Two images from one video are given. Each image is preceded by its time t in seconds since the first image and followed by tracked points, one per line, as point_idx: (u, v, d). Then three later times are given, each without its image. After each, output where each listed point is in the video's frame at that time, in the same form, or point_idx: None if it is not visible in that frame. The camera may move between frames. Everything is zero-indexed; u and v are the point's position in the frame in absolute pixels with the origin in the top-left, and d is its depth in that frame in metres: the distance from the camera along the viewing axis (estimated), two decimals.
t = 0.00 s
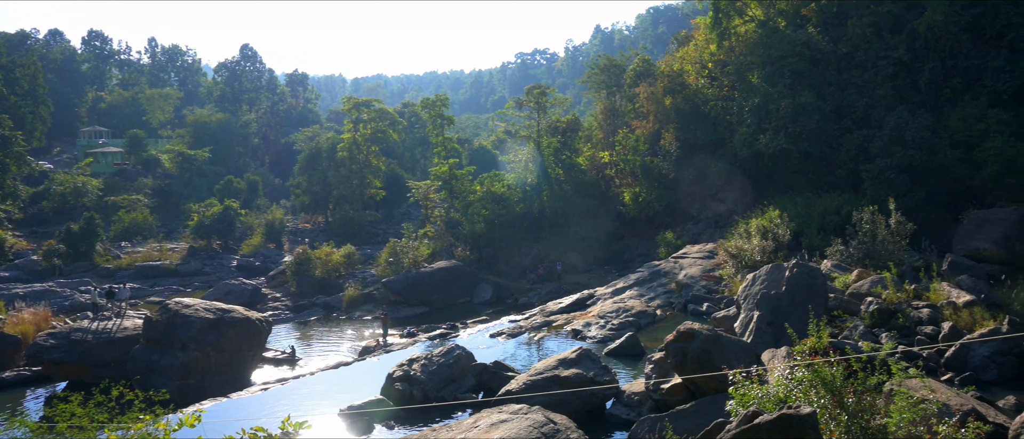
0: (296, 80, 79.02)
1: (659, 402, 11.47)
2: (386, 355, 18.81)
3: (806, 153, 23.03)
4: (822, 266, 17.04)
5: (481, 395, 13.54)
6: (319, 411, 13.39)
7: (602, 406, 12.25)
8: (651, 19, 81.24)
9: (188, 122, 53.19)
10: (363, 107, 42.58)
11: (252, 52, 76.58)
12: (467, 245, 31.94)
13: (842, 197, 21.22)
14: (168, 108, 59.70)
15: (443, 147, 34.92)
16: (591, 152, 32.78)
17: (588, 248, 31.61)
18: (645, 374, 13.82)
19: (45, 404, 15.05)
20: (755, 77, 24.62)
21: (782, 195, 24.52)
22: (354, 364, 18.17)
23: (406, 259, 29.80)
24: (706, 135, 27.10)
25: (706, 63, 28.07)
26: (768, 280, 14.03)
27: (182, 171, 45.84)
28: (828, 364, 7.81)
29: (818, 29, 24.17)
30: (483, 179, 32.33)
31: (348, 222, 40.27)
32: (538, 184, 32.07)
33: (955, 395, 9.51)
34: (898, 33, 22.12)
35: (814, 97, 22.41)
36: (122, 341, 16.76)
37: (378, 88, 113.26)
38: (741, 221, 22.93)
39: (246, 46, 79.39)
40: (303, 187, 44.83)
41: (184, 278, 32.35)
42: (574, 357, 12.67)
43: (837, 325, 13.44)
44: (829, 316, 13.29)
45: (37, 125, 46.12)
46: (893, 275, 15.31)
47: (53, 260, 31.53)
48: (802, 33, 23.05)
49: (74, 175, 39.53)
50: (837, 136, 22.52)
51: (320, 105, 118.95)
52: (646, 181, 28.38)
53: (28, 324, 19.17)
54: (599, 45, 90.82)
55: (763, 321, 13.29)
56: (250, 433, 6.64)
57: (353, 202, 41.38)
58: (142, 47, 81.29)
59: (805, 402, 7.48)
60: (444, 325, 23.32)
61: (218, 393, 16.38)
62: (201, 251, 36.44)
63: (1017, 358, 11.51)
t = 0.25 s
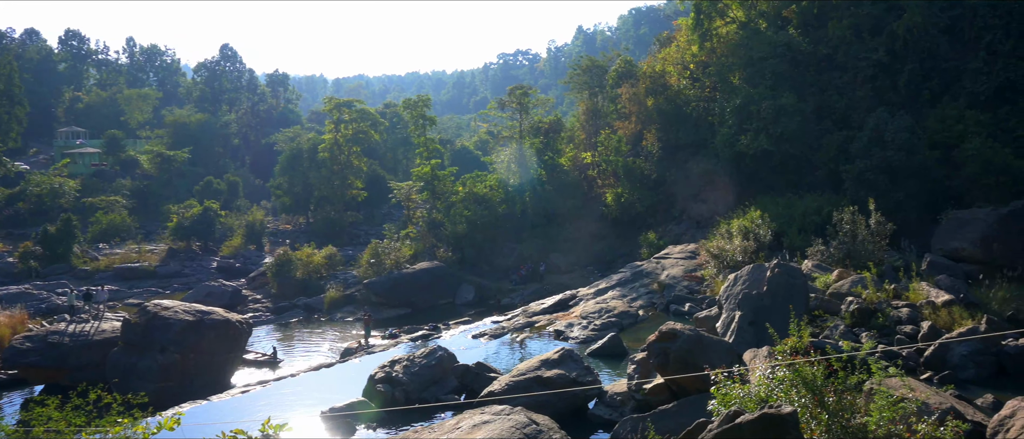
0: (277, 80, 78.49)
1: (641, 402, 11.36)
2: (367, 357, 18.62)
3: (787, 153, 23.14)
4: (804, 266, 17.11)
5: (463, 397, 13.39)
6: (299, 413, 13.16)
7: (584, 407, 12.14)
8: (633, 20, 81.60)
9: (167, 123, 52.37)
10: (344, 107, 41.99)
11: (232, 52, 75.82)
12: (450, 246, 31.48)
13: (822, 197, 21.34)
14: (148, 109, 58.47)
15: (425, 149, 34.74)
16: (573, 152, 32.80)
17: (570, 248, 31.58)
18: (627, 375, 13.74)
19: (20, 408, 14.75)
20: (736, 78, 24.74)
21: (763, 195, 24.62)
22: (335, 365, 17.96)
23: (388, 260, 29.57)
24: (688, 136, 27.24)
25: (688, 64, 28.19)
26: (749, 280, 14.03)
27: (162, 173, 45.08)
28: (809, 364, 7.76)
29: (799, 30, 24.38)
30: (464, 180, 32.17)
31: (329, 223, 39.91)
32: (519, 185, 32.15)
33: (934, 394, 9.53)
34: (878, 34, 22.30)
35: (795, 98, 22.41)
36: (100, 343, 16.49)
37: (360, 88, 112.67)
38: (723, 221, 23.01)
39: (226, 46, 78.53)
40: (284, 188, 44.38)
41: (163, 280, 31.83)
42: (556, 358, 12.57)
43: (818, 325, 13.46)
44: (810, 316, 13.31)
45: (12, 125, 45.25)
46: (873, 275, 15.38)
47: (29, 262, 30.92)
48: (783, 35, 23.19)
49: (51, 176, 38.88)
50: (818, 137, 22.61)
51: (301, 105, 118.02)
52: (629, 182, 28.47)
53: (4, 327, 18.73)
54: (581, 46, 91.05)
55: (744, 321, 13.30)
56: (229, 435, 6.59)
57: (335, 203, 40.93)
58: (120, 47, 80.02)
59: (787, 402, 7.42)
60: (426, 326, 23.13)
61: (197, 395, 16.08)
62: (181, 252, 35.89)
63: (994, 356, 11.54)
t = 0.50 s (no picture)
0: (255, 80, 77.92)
1: (622, 403, 11.34)
2: (347, 359, 18.39)
3: (766, 154, 23.33)
4: (783, 266, 17.21)
5: (443, 398, 13.26)
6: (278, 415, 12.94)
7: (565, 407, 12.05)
8: (613, 22, 82.02)
9: (143, 123, 51.71)
10: (323, 108, 41.52)
11: (209, 52, 74.79)
12: (429, 247, 31.82)
13: (801, 197, 21.50)
14: (122, 109, 58.38)
15: (405, 149, 34.69)
16: (554, 154, 32.84)
17: (551, 249, 31.50)
18: (607, 375, 13.67)
19: None
20: (716, 79, 24.91)
21: (743, 196, 24.74)
22: (314, 368, 17.72)
23: (368, 261, 29.32)
24: (668, 137, 27.38)
25: (668, 66, 28.37)
26: (729, 281, 14.06)
27: (138, 173, 44.32)
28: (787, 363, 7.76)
29: (778, 32, 24.61)
30: (445, 181, 32.39)
31: (308, 224, 39.46)
32: (500, 186, 31.51)
33: (911, 392, 9.47)
34: (856, 36, 22.55)
35: (773, 99, 22.69)
36: (73, 346, 16.08)
37: (339, 89, 111.94)
38: (703, 221, 23.11)
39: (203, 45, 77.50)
40: (262, 189, 43.85)
41: (139, 282, 31.26)
42: (536, 359, 12.47)
43: (796, 325, 13.52)
44: (789, 315, 13.37)
45: None
46: (851, 275, 15.50)
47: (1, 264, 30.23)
48: (761, 37, 23.42)
49: (24, 177, 38.03)
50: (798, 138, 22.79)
51: (280, 106, 116.94)
52: (609, 182, 28.60)
53: None
54: (561, 47, 91.25)
55: (724, 321, 13.31)
56: None
57: (314, 205, 40.47)
58: (96, 46, 78.52)
59: (765, 401, 7.43)
60: (406, 328, 22.94)
61: (173, 398, 15.79)
62: (157, 254, 35.29)
63: (970, 355, 11.58)
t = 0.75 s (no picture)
0: (235, 81, 75.92)
1: (604, 403, 11.32)
2: (328, 360, 18.19)
3: (746, 154, 23.49)
4: (764, 266, 17.30)
5: (425, 400, 13.14)
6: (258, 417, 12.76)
7: (547, 407, 11.99)
8: (595, 22, 82.30)
9: (120, 123, 50.87)
10: (303, 107, 40.84)
11: (188, 51, 73.23)
12: (409, 247, 31.95)
13: (781, 197, 21.65)
14: (99, 109, 57.82)
15: (386, 150, 34.07)
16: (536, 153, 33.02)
17: (533, 249, 31.45)
18: (590, 376, 13.61)
19: None
20: (697, 79, 25.00)
21: (723, 196, 24.85)
22: (295, 369, 17.50)
23: (349, 262, 29.06)
24: (649, 137, 27.44)
25: (649, 66, 28.43)
26: (710, 280, 14.07)
27: (115, 173, 43.40)
28: (768, 363, 7.75)
29: (758, 33, 24.80)
30: (427, 181, 32.27)
31: (288, 225, 38.89)
32: (482, 186, 31.31)
33: (890, 390, 9.35)
34: (835, 37, 22.76)
35: (754, 99, 22.88)
36: (49, 349, 15.67)
37: (319, 89, 111.12)
38: (684, 221, 23.20)
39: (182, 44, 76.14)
40: (241, 190, 43.29)
41: (116, 284, 30.72)
42: (518, 359, 12.36)
43: (777, 324, 13.56)
44: (770, 315, 13.42)
45: None
46: (830, 273, 15.60)
47: None
48: (742, 37, 23.57)
49: None
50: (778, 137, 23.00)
51: (259, 105, 115.82)
52: (591, 183, 28.90)
53: None
54: (543, 47, 91.30)
55: (706, 320, 13.32)
56: None
57: (294, 205, 40.03)
58: (72, 45, 77.05)
59: (746, 400, 7.42)
60: (388, 329, 22.75)
61: (152, 401, 15.56)
62: (135, 255, 34.70)
63: (947, 353, 11.64)
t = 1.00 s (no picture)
0: (212, 80, 75.14)
1: (584, 403, 11.27)
2: (307, 362, 17.95)
3: (725, 154, 23.65)
4: (743, 265, 17.39)
5: (405, 402, 12.99)
6: (237, 418, 12.53)
7: (527, 408, 11.90)
8: (575, 22, 82.61)
9: (94, 122, 49.86)
10: (281, 107, 40.59)
11: (164, 50, 72.09)
12: (390, 247, 31.59)
13: (760, 197, 21.78)
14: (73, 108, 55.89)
15: (366, 150, 33.81)
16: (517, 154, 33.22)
17: (514, 250, 31.36)
18: (570, 376, 13.56)
19: None
20: (677, 80, 25.12)
21: (703, 196, 24.95)
22: (274, 371, 17.23)
23: (328, 263, 28.74)
24: (629, 138, 27.48)
25: (629, 67, 28.50)
26: (691, 280, 14.09)
27: (90, 174, 42.57)
28: (747, 362, 7.74)
29: (737, 34, 25.05)
30: (406, 182, 32.00)
31: (267, 226, 38.41)
32: (462, 187, 31.01)
33: (867, 388, 9.32)
34: (813, 39, 23.02)
35: (733, 100, 23.04)
36: (22, 353, 15.28)
37: (298, 89, 110.20)
38: (664, 222, 23.29)
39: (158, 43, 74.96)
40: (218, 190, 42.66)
41: (91, 286, 30.14)
42: (499, 360, 12.28)
43: (756, 323, 13.61)
44: (749, 314, 13.47)
45: None
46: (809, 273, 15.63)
47: None
48: (721, 39, 23.72)
49: None
50: (756, 138, 23.11)
51: (237, 105, 114.56)
52: (573, 184, 28.99)
53: None
54: (523, 48, 91.37)
55: (686, 320, 13.34)
56: None
57: (273, 206, 39.53)
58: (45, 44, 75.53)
59: (726, 399, 7.40)
60: (367, 330, 22.53)
61: (127, 405, 15.22)
62: (110, 256, 34.03)
63: (924, 351, 11.72)
